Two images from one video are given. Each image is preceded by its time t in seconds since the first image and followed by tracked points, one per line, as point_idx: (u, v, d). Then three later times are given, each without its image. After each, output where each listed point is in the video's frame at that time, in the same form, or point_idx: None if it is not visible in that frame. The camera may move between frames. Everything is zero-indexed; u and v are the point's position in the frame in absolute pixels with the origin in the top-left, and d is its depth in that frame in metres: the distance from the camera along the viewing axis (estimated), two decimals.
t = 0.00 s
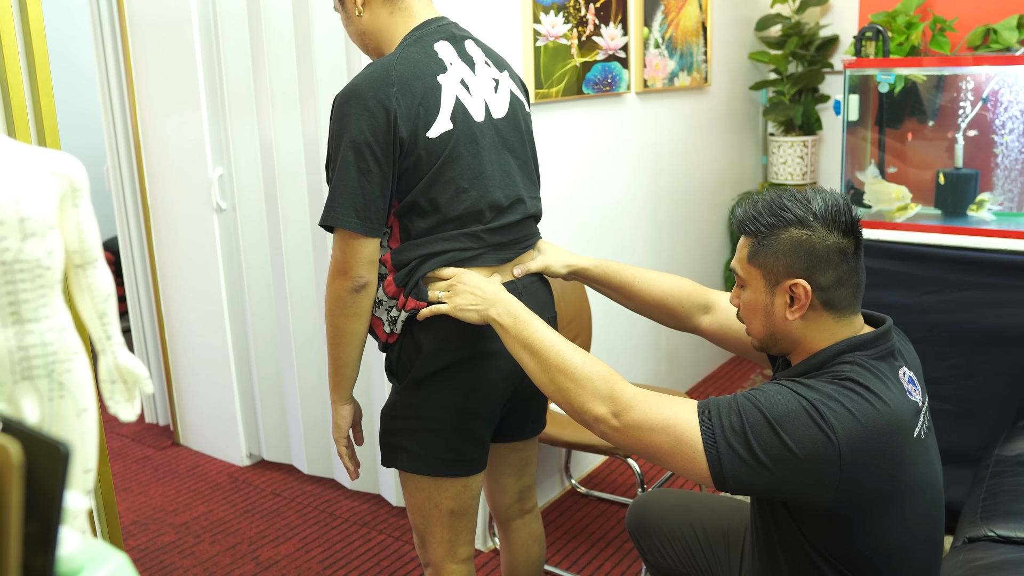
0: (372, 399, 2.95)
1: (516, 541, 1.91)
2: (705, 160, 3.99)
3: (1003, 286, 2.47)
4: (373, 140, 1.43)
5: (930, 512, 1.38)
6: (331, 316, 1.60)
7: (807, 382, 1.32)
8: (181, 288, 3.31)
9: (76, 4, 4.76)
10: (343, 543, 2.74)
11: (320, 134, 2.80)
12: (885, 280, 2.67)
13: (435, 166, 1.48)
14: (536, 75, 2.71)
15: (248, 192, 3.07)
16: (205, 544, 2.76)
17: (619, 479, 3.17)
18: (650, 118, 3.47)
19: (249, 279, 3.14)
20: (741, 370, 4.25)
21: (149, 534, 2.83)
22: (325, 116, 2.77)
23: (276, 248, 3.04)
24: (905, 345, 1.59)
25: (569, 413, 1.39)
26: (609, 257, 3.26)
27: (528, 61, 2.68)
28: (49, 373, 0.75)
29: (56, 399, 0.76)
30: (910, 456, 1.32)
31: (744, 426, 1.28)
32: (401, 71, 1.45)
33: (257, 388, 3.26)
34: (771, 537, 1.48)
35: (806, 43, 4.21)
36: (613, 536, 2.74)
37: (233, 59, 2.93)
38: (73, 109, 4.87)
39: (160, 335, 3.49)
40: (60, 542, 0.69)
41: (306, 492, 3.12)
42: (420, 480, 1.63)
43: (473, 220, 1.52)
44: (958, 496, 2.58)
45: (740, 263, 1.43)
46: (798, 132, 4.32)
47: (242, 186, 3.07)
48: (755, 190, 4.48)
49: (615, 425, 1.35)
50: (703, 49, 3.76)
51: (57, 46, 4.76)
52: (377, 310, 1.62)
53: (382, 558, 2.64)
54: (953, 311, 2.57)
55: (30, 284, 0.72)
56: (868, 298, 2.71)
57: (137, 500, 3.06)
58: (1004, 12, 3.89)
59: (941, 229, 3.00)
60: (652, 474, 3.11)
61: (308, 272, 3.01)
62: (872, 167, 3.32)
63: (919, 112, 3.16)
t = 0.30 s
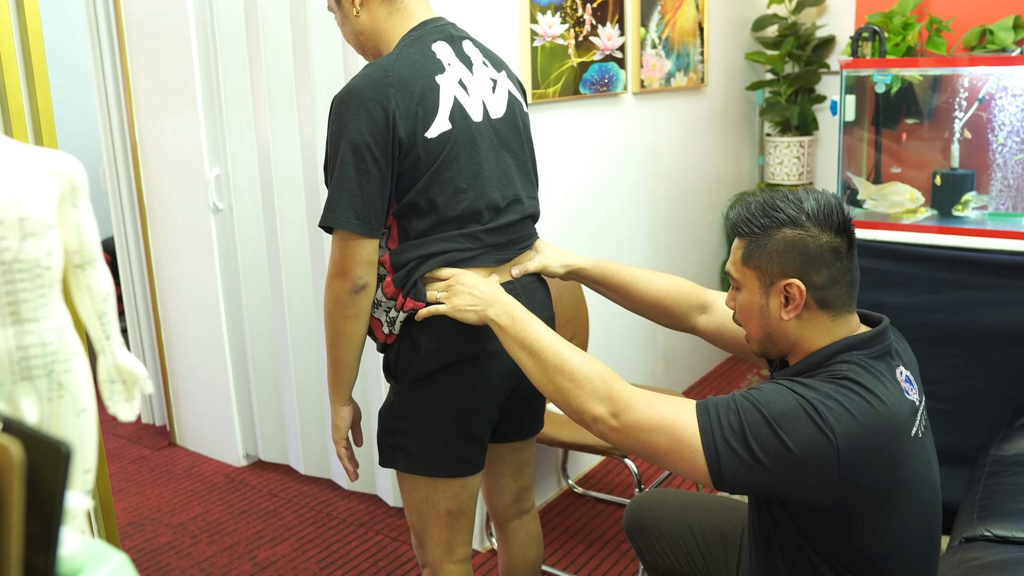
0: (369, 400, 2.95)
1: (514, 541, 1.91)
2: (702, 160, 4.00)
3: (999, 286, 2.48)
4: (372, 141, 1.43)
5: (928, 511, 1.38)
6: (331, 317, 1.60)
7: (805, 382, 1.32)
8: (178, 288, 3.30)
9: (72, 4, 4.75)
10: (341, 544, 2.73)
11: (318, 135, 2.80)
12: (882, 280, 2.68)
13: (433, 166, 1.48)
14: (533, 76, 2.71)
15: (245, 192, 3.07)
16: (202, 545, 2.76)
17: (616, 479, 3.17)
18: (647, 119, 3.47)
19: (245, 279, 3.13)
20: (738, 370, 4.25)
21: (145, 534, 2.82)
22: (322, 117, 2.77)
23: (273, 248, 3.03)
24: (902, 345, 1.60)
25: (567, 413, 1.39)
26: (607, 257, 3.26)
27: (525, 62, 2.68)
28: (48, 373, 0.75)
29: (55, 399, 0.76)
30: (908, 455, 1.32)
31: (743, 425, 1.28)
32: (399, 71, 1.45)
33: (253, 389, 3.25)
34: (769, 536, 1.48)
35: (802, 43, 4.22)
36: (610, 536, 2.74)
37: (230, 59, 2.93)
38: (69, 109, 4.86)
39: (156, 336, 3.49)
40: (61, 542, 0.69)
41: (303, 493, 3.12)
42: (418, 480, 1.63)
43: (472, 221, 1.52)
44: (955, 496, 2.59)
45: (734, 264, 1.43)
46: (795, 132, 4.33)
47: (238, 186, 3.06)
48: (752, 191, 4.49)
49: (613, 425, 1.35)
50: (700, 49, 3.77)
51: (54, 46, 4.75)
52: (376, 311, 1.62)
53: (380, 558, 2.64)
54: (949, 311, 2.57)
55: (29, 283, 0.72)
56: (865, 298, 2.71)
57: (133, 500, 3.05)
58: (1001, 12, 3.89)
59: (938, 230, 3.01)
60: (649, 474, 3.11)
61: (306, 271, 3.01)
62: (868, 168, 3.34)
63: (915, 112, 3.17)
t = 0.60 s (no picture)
0: (367, 401, 2.95)
1: (513, 542, 1.91)
2: (700, 162, 4.00)
3: (996, 288, 2.49)
4: (370, 142, 1.44)
5: (926, 512, 1.39)
6: (331, 319, 1.60)
7: (804, 384, 1.33)
8: (176, 289, 3.30)
9: (71, 4, 4.75)
10: (338, 545, 2.73)
11: (316, 135, 2.80)
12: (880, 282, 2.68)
13: (432, 166, 1.48)
14: (532, 77, 2.71)
15: (243, 192, 3.07)
16: (199, 545, 2.75)
17: (614, 480, 3.17)
18: (645, 120, 3.48)
19: (243, 279, 3.13)
20: (735, 372, 4.26)
21: (142, 535, 2.82)
22: (321, 117, 2.77)
23: (271, 248, 3.03)
24: (901, 347, 1.60)
25: (567, 414, 1.39)
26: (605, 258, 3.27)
27: (524, 63, 2.68)
28: (50, 372, 0.75)
29: (57, 399, 0.76)
30: (906, 457, 1.33)
31: (742, 427, 1.29)
32: (396, 72, 1.46)
33: (251, 389, 3.25)
34: (768, 538, 1.48)
35: (800, 46, 4.23)
36: (608, 537, 2.74)
37: (229, 60, 2.93)
38: (66, 109, 4.86)
39: (154, 336, 3.48)
40: (64, 541, 0.69)
41: (301, 493, 3.12)
42: (417, 481, 1.63)
43: (471, 221, 1.53)
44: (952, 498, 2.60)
45: (731, 268, 1.43)
46: (793, 134, 4.34)
47: (237, 186, 3.07)
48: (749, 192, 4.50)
49: (613, 426, 1.36)
50: (698, 51, 3.77)
51: (53, 46, 4.75)
52: (375, 313, 1.62)
53: (378, 559, 2.64)
54: (947, 314, 2.58)
55: (32, 283, 0.72)
56: (863, 300, 2.72)
57: (130, 500, 3.05)
58: (998, 16, 3.91)
59: (935, 233, 3.02)
60: (647, 476, 3.12)
61: (304, 271, 3.01)
62: (866, 171, 3.34)
63: (913, 115, 3.16)
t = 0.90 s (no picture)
0: (369, 399, 2.95)
1: (514, 541, 1.91)
2: (701, 161, 4.00)
3: (998, 288, 2.49)
4: (371, 140, 1.44)
5: (926, 511, 1.39)
6: (332, 317, 1.60)
7: (805, 382, 1.33)
8: (178, 287, 3.30)
9: (73, 3, 4.75)
10: (339, 543, 2.73)
11: (318, 134, 2.80)
12: (882, 282, 2.68)
13: (433, 164, 1.48)
14: (534, 76, 2.71)
15: (245, 190, 3.07)
16: (200, 543, 2.76)
17: (615, 479, 3.17)
18: (647, 119, 3.48)
19: (244, 277, 3.14)
20: (736, 371, 4.26)
21: (144, 532, 2.82)
22: (323, 116, 2.77)
23: (273, 246, 3.03)
24: (902, 345, 1.60)
25: (568, 412, 1.39)
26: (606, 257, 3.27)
27: (526, 62, 2.68)
28: (55, 369, 0.75)
29: (62, 395, 0.76)
30: (907, 455, 1.33)
31: (744, 425, 1.29)
32: (397, 70, 1.46)
33: (252, 388, 3.25)
34: (767, 536, 1.48)
35: (802, 45, 4.23)
36: (609, 536, 2.74)
37: (231, 58, 2.93)
38: (70, 106, 4.87)
39: (155, 334, 3.49)
40: (70, 536, 0.69)
41: (302, 491, 3.12)
42: (418, 479, 1.63)
43: (471, 220, 1.53)
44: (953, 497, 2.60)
45: (739, 261, 1.43)
46: (795, 133, 4.33)
47: (239, 184, 3.07)
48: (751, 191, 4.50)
49: (614, 424, 1.36)
50: (700, 50, 3.77)
51: (56, 44, 4.75)
52: (377, 311, 1.62)
53: (379, 557, 2.64)
54: (948, 313, 2.58)
55: (37, 280, 0.72)
56: (865, 299, 2.72)
57: (132, 498, 3.05)
58: (1001, 15, 3.90)
59: (937, 232, 3.02)
60: (648, 475, 3.12)
61: (306, 270, 3.01)
62: (868, 170, 3.33)
63: (915, 114, 3.17)
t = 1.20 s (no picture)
0: (366, 400, 2.95)
1: (511, 543, 1.92)
2: (699, 164, 4.01)
3: (994, 291, 2.50)
4: (366, 142, 1.44)
5: (922, 514, 1.39)
6: (327, 320, 1.60)
7: (802, 385, 1.33)
8: (175, 288, 3.30)
9: (71, 3, 4.75)
10: (336, 544, 2.73)
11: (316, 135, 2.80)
12: (879, 285, 2.69)
13: (428, 165, 1.48)
14: (532, 79, 2.71)
15: (243, 192, 3.07)
16: (196, 544, 2.75)
17: (611, 481, 3.17)
18: (645, 121, 3.48)
19: (241, 278, 3.13)
20: (733, 373, 4.26)
21: (140, 534, 2.82)
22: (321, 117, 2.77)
23: (270, 247, 3.03)
24: (898, 349, 1.61)
25: (565, 414, 1.39)
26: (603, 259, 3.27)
27: (524, 64, 2.68)
28: (54, 371, 0.75)
29: (61, 397, 0.76)
30: (903, 458, 1.33)
31: (741, 427, 1.29)
32: (390, 73, 1.46)
33: (249, 389, 3.25)
34: (763, 539, 1.48)
35: (799, 48, 4.23)
36: (606, 538, 2.74)
37: (229, 58, 2.93)
38: (68, 106, 4.86)
39: (153, 335, 3.48)
40: (69, 539, 0.69)
41: (299, 493, 3.11)
42: (416, 482, 1.63)
43: (468, 221, 1.52)
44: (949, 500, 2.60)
45: (746, 259, 1.42)
46: (792, 136, 4.33)
47: (237, 185, 3.07)
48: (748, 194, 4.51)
49: (611, 427, 1.36)
50: (698, 53, 3.78)
51: (55, 44, 4.74)
52: (375, 313, 1.62)
53: (376, 558, 2.64)
54: (944, 316, 2.58)
55: (36, 282, 0.72)
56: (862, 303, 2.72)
57: (128, 500, 3.04)
58: (998, 19, 3.92)
59: (933, 236, 3.02)
60: (645, 477, 3.12)
61: (303, 271, 3.00)
62: (865, 173, 3.34)
63: (912, 119, 3.18)
